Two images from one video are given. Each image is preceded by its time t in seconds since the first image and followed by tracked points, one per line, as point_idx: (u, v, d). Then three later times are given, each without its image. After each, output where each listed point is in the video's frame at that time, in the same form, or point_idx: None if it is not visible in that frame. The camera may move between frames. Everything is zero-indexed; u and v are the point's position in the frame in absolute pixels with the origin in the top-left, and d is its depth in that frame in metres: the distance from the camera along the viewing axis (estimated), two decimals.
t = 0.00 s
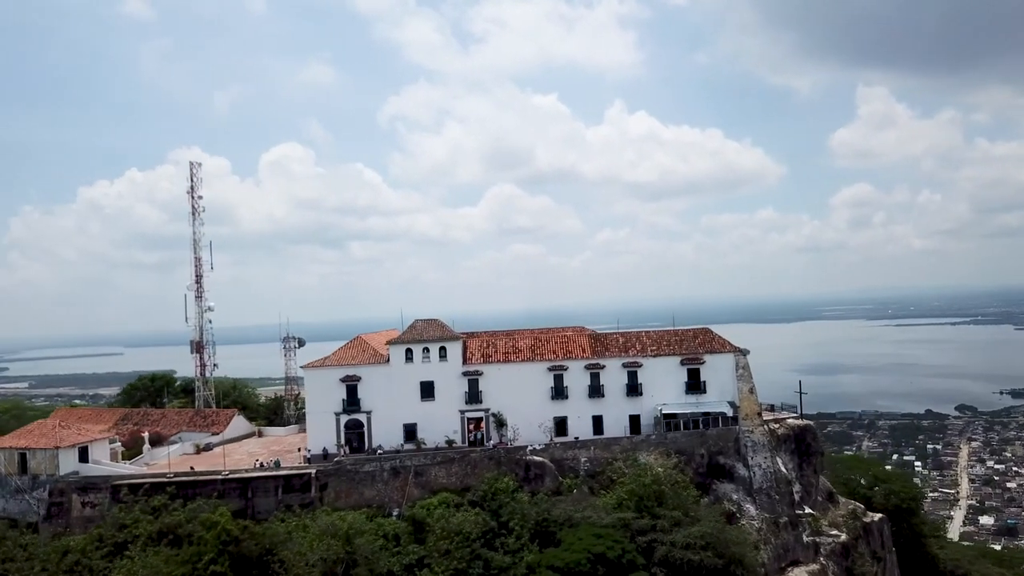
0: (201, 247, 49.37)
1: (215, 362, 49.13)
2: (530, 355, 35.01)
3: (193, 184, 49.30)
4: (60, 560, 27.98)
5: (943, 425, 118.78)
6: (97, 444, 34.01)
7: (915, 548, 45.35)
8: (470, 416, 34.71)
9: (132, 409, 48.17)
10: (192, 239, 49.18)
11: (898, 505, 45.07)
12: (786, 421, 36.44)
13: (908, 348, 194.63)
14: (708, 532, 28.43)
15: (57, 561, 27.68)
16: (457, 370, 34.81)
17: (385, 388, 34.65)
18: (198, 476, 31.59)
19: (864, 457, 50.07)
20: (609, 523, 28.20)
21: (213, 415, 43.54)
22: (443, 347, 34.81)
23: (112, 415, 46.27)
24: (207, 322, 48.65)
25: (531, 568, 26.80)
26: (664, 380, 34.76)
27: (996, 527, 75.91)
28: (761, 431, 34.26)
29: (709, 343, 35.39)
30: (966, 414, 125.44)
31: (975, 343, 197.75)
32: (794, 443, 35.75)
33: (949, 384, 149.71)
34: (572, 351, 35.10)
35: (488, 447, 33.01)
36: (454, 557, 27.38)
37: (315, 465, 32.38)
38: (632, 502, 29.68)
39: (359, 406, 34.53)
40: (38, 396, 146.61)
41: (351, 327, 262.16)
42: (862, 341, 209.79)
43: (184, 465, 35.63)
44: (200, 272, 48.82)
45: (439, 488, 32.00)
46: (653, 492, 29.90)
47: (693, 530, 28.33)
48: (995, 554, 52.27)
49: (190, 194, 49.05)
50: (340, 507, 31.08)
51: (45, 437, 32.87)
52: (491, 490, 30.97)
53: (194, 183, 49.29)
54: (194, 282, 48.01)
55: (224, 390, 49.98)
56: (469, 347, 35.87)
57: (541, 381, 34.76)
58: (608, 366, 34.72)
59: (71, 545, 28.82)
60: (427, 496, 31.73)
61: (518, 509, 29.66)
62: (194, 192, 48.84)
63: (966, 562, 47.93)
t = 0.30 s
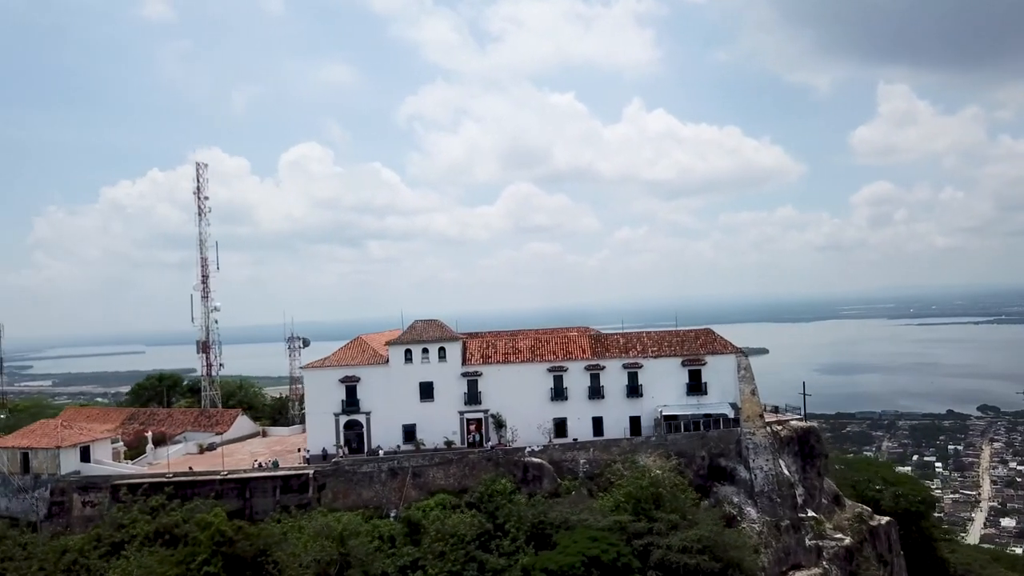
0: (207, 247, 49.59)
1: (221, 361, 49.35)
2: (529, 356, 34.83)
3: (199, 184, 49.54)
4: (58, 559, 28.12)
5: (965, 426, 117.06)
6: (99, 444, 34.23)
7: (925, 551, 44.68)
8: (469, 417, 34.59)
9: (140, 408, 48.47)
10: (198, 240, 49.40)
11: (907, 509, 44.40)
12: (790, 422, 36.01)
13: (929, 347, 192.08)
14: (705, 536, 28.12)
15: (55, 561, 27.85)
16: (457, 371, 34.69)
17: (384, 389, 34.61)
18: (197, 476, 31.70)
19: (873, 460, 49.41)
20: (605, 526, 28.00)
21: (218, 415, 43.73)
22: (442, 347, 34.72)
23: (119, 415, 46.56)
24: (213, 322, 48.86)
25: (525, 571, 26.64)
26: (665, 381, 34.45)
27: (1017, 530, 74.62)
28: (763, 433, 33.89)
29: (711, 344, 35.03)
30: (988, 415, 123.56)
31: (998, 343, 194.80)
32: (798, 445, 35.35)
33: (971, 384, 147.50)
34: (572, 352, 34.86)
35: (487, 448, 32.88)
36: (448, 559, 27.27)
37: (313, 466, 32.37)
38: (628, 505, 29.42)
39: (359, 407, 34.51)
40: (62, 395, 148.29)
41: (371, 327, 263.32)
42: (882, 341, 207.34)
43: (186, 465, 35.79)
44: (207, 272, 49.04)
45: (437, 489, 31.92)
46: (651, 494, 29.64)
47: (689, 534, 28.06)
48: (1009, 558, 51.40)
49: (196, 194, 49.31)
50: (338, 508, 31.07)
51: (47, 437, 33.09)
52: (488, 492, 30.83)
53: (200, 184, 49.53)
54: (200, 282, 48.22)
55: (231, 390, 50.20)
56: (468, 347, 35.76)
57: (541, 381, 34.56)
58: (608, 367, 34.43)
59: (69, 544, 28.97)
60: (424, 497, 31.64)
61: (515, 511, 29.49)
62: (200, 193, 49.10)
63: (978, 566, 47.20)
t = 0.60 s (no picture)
0: (213, 248, 49.79)
1: (227, 361, 49.54)
2: (529, 358, 34.64)
3: (205, 184, 49.76)
4: (55, 558, 28.26)
5: (987, 427, 115.25)
6: (101, 444, 34.45)
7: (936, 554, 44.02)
8: (468, 418, 34.47)
9: (146, 408, 48.76)
10: (204, 240, 49.62)
11: (915, 512, 43.75)
12: (792, 424, 35.61)
13: (951, 347, 189.51)
14: (702, 540, 27.82)
15: (53, 560, 28.03)
16: (455, 372, 34.57)
17: (383, 390, 34.55)
18: (196, 477, 31.78)
19: (881, 461, 48.77)
20: (600, 529, 27.75)
21: (222, 415, 43.89)
22: (441, 348, 34.60)
23: (125, 415, 46.82)
24: (219, 321, 49.06)
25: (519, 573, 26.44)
26: (665, 382, 34.12)
27: None
28: (764, 436, 33.47)
29: (711, 345, 34.67)
30: (1010, 416, 121.65)
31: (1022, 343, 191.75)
32: (800, 447, 34.93)
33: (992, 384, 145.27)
34: (571, 353, 34.63)
35: (485, 450, 32.74)
36: (443, 562, 27.15)
37: (311, 467, 32.38)
38: (625, 508, 29.13)
39: (357, 408, 34.48)
40: (85, 393, 149.80)
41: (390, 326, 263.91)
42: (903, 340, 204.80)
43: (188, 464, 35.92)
44: (212, 272, 49.23)
45: (434, 491, 31.81)
46: (647, 497, 29.35)
47: (686, 537, 27.76)
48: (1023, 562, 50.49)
49: (202, 195, 49.53)
50: (335, 509, 31.05)
51: (49, 438, 33.34)
52: (485, 494, 30.66)
53: (206, 184, 49.76)
54: (205, 282, 48.43)
55: (236, 389, 50.39)
56: (468, 348, 35.63)
57: (540, 383, 34.36)
58: (608, 368, 34.17)
59: (66, 544, 29.12)
60: (421, 499, 31.54)
61: (511, 513, 29.31)
62: (206, 193, 49.33)
63: (989, 570, 46.42)
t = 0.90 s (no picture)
0: (218, 248, 49.94)
1: (232, 361, 49.71)
2: (527, 359, 34.46)
3: (211, 185, 49.91)
4: (53, 558, 28.43)
5: (1009, 428, 113.35)
6: (102, 444, 34.67)
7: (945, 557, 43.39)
8: (467, 420, 34.35)
9: (152, 407, 49.03)
10: (210, 241, 49.78)
11: (923, 515, 43.20)
12: (794, 427, 35.22)
13: (973, 347, 186.90)
14: (697, 544, 27.46)
15: (51, 559, 28.23)
16: (454, 373, 34.45)
17: (382, 391, 34.49)
18: (194, 478, 31.89)
19: (889, 463, 48.20)
20: (595, 532, 27.51)
21: (226, 416, 44.07)
22: (440, 349, 34.49)
23: (131, 415, 47.07)
24: (225, 322, 49.22)
25: None
26: (665, 384, 33.81)
27: None
28: (764, 438, 32.97)
29: (712, 346, 34.29)
30: None
31: None
32: (803, 450, 34.52)
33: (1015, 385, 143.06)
34: (571, 354, 34.39)
35: (482, 452, 32.64)
36: (436, 564, 27.01)
37: (309, 468, 32.43)
38: (621, 511, 28.88)
39: (357, 409, 34.43)
40: (106, 392, 151.40)
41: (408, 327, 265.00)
42: (925, 340, 202.34)
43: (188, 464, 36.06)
44: (218, 273, 49.40)
45: (431, 492, 31.73)
46: (643, 500, 29.08)
47: (681, 541, 27.47)
48: None
49: (208, 196, 49.67)
50: (332, 510, 31.07)
51: (51, 437, 33.58)
52: (481, 496, 30.53)
53: (212, 185, 49.91)
54: (211, 283, 48.59)
55: (242, 389, 50.54)
56: (467, 349, 35.52)
57: (539, 384, 34.16)
58: (608, 370, 33.91)
59: (65, 544, 29.29)
60: (418, 500, 31.47)
61: (507, 516, 29.13)
62: (211, 194, 49.50)
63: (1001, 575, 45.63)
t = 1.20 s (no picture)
0: (224, 250, 50.16)
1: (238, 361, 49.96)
2: (526, 360, 34.29)
3: (217, 187, 50.15)
4: (51, 558, 28.63)
5: None
6: (103, 444, 34.93)
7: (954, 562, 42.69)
8: (465, 421, 34.24)
9: (158, 408, 49.34)
10: (216, 242, 50.01)
11: (930, 519, 42.55)
12: (796, 429, 34.82)
13: (996, 347, 184.20)
14: (693, 548, 27.16)
15: (49, 559, 28.39)
16: (452, 375, 34.37)
17: (380, 393, 34.47)
18: (192, 479, 32.01)
19: (898, 466, 47.55)
20: (589, 536, 27.29)
21: (230, 416, 44.31)
22: (438, 351, 34.42)
23: (137, 415, 47.41)
24: (230, 322, 49.46)
25: None
26: (664, 386, 33.53)
27: None
28: (764, 441, 32.57)
29: (712, 348, 33.97)
30: None
31: None
32: (804, 453, 34.11)
33: None
34: (569, 356, 34.19)
35: (479, 454, 32.51)
36: (429, 567, 26.89)
37: (307, 469, 32.47)
38: (617, 515, 28.64)
39: (355, 410, 34.41)
40: (126, 391, 152.68)
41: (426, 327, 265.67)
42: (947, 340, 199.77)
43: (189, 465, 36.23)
44: (223, 274, 49.60)
45: (428, 494, 31.64)
46: (639, 503, 28.84)
47: (676, 545, 27.20)
48: None
49: (213, 197, 49.91)
50: (328, 511, 31.07)
51: (52, 438, 33.85)
52: (476, 498, 30.40)
53: (217, 186, 50.14)
54: (216, 283, 48.84)
55: (248, 390, 50.77)
56: (465, 351, 35.42)
57: (537, 386, 34.00)
58: (606, 372, 33.69)
59: (63, 544, 29.46)
60: (415, 502, 31.39)
61: (502, 519, 28.99)
62: (217, 195, 49.74)
63: None
